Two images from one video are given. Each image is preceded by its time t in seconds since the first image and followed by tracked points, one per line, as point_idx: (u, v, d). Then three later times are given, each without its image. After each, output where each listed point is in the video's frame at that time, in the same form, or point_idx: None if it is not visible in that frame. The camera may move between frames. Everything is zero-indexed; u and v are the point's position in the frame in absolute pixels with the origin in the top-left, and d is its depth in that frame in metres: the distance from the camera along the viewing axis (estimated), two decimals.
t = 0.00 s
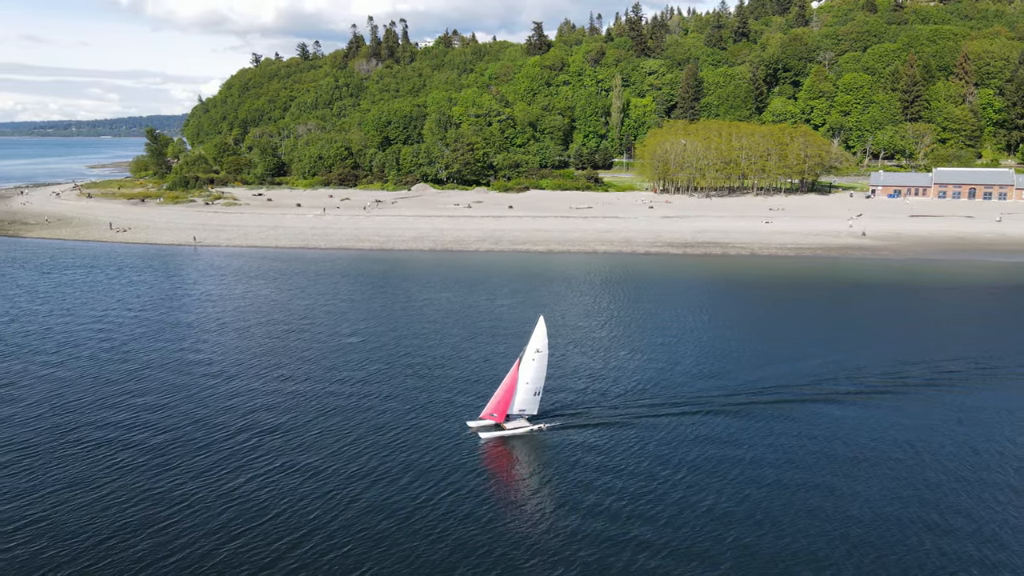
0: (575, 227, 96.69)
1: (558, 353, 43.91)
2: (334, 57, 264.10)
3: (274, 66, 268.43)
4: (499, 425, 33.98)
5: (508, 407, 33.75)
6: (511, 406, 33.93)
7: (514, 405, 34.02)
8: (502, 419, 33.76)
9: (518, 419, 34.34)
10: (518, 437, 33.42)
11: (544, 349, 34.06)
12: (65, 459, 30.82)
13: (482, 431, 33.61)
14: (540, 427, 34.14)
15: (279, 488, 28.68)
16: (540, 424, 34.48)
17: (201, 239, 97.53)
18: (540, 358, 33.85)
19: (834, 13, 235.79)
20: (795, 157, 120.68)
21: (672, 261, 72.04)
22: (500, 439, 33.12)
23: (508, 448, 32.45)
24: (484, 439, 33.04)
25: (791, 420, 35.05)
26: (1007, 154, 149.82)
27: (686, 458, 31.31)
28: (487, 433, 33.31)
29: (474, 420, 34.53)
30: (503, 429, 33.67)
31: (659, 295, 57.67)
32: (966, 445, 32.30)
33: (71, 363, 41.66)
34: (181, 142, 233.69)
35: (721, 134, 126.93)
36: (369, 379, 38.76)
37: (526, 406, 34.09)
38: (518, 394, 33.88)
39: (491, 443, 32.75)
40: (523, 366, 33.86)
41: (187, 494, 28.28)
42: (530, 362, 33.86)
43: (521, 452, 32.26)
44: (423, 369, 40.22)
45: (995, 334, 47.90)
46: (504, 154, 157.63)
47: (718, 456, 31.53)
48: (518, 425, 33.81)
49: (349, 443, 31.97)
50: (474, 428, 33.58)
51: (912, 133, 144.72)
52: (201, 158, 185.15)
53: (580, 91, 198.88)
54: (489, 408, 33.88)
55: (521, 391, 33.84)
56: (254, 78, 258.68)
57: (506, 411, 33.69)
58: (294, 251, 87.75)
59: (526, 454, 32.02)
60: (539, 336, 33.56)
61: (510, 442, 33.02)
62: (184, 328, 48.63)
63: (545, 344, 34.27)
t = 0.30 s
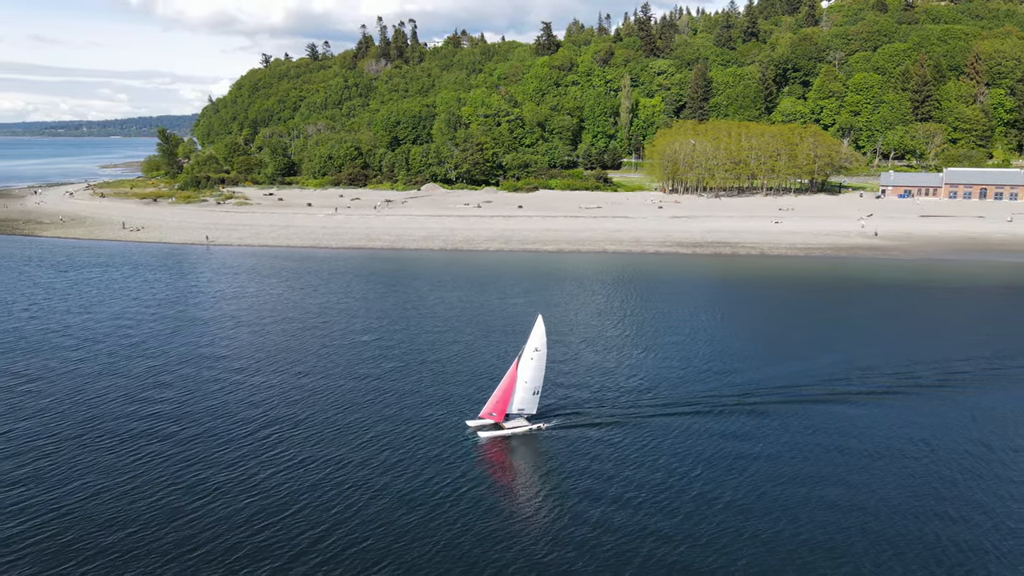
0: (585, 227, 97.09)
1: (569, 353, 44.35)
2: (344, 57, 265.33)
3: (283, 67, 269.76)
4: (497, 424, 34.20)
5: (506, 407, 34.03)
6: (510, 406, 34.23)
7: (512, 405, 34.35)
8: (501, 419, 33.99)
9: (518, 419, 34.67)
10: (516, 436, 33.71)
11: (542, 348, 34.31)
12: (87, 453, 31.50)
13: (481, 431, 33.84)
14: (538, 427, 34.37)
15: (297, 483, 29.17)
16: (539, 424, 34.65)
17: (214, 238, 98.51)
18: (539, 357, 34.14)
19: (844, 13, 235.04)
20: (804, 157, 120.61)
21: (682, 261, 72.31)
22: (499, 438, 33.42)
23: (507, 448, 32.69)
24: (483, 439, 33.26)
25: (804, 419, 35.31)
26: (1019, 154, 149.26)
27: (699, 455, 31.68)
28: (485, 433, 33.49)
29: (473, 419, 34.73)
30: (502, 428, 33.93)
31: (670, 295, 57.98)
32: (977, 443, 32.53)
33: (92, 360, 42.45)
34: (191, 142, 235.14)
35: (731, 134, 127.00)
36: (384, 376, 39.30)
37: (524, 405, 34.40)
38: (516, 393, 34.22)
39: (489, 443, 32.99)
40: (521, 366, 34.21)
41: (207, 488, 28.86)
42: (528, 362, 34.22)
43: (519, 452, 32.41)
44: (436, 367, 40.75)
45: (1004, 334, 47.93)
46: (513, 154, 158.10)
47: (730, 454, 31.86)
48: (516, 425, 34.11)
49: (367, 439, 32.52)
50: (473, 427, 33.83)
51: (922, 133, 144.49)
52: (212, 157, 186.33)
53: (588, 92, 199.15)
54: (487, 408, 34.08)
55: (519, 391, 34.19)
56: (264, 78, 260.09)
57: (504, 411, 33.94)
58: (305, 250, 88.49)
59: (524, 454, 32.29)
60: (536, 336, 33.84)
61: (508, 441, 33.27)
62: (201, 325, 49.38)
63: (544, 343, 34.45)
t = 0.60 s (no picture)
0: (594, 227, 97.37)
1: (581, 353, 44.67)
2: (354, 58, 266.41)
3: (293, 67, 271.02)
4: (496, 424, 34.47)
5: (506, 406, 34.29)
6: (509, 405, 34.49)
7: (512, 404, 34.64)
8: (500, 418, 34.23)
9: (518, 418, 34.96)
10: (516, 436, 33.93)
11: (541, 348, 34.67)
12: (110, 448, 32.12)
13: (480, 429, 34.05)
14: (538, 427, 34.59)
15: (317, 479, 29.64)
16: (538, 423, 34.91)
17: (226, 237, 99.28)
18: (538, 357, 34.46)
19: (855, 13, 234.28)
20: (815, 157, 120.47)
21: (692, 261, 72.49)
22: (497, 437, 33.60)
23: (506, 447, 32.92)
24: (483, 438, 33.46)
25: (817, 418, 35.49)
26: None
27: (712, 454, 31.93)
28: (485, 432, 33.67)
29: (473, 418, 34.99)
30: (501, 428, 34.17)
31: (680, 295, 58.18)
32: (991, 442, 32.69)
33: (112, 357, 43.07)
34: (202, 142, 236.54)
35: (741, 134, 126.96)
36: (397, 375, 39.73)
37: (524, 405, 34.71)
38: (515, 393, 34.51)
39: (489, 442, 33.19)
40: (521, 365, 34.47)
41: (227, 482, 29.41)
42: (528, 361, 34.48)
43: (520, 451, 32.59)
44: (449, 366, 41.16)
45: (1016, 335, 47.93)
46: (522, 154, 158.46)
47: (743, 452, 32.12)
48: (516, 424, 34.37)
49: (385, 436, 32.96)
50: (473, 426, 34.05)
51: (933, 134, 144.14)
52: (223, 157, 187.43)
53: (598, 92, 199.24)
54: (487, 407, 34.31)
55: (519, 390, 34.47)
56: (274, 79, 261.39)
57: (503, 410, 34.18)
58: (316, 250, 89.12)
59: (523, 453, 32.54)
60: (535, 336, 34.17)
61: (507, 441, 33.47)
62: (217, 324, 49.95)
63: (542, 343, 34.84)
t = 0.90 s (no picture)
0: (604, 227, 97.65)
1: (593, 352, 45.04)
2: (364, 58, 267.55)
3: (303, 68, 272.25)
4: (496, 424, 34.71)
5: (506, 406, 34.60)
6: (509, 405, 34.80)
7: (512, 404, 34.94)
8: (500, 419, 34.51)
9: (517, 418, 35.25)
10: (516, 436, 34.12)
11: (540, 348, 35.07)
12: (134, 443, 32.78)
13: (480, 430, 34.28)
14: (538, 427, 34.83)
15: (337, 474, 30.18)
16: (538, 424, 35.16)
17: (239, 237, 100.12)
18: (538, 357, 34.83)
19: (865, 13, 233.53)
20: (825, 158, 120.43)
21: (702, 261, 72.74)
22: (497, 437, 33.82)
23: (504, 447, 33.08)
24: (483, 438, 33.67)
25: (829, 418, 35.73)
26: None
27: (724, 452, 32.22)
28: (484, 432, 33.89)
29: (472, 418, 35.27)
30: (501, 428, 34.40)
31: (690, 295, 58.42)
32: (1003, 441, 32.96)
33: (129, 355, 43.66)
34: (213, 142, 237.99)
35: (750, 135, 126.94)
36: (411, 373, 40.20)
37: (523, 405, 35.03)
38: (515, 393, 34.82)
39: (488, 442, 33.39)
40: (521, 365, 34.83)
41: (248, 477, 29.98)
42: (528, 361, 34.84)
43: (519, 451, 32.78)
44: (462, 365, 41.66)
45: None
46: (532, 155, 158.87)
47: (755, 450, 32.41)
48: (516, 424, 34.61)
49: (402, 434, 33.44)
50: (473, 427, 34.30)
51: (944, 134, 143.69)
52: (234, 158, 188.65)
53: (607, 92, 199.29)
54: (486, 407, 34.61)
55: (519, 391, 34.81)
56: (284, 80, 262.68)
57: (503, 411, 34.48)
58: (328, 249, 89.77)
59: (523, 453, 32.71)
60: (535, 336, 34.61)
61: (506, 441, 33.64)
62: (233, 322, 50.59)
63: (541, 344, 35.26)
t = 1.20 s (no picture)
0: (614, 228, 97.97)
1: (604, 352, 45.37)
2: (373, 59, 268.45)
3: (314, 69, 273.50)
4: (497, 424, 34.93)
5: (506, 406, 34.83)
6: (509, 405, 35.03)
7: (512, 404, 35.17)
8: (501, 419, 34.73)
9: (517, 418, 35.46)
10: (516, 436, 34.30)
11: (540, 348, 35.08)
12: (157, 437, 33.42)
13: (481, 430, 34.51)
14: (539, 427, 35.04)
15: (356, 470, 30.66)
16: (539, 424, 35.35)
17: (252, 236, 100.94)
18: (537, 357, 34.85)
19: (876, 13, 232.68)
20: (835, 159, 120.37)
21: (712, 261, 72.97)
22: (498, 437, 34.01)
23: (505, 447, 33.28)
24: (483, 438, 33.89)
25: (841, 416, 35.94)
26: None
27: (737, 450, 32.47)
28: (485, 432, 34.13)
29: (473, 418, 35.52)
30: (502, 428, 34.60)
31: (700, 295, 58.62)
32: (1015, 438, 33.12)
33: (147, 352, 44.32)
34: (223, 143, 239.51)
35: (760, 135, 126.87)
36: (423, 371, 40.64)
37: (524, 405, 35.26)
38: (515, 394, 35.04)
39: (489, 441, 33.61)
40: (521, 365, 34.98)
41: (269, 471, 30.52)
42: (528, 361, 34.94)
43: (520, 451, 32.98)
44: (474, 364, 42.08)
45: None
46: (541, 155, 159.34)
47: (766, 448, 32.65)
48: (516, 424, 34.79)
49: (419, 431, 33.91)
50: (473, 426, 34.54)
51: (955, 135, 143.18)
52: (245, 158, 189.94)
53: (616, 93, 199.38)
54: (487, 407, 34.86)
55: (519, 391, 35.02)
56: (294, 81, 264.01)
57: (504, 411, 34.70)
58: (339, 249, 90.45)
59: (524, 453, 32.87)
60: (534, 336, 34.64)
61: (506, 441, 33.87)
62: (247, 320, 51.18)
63: (541, 344, 35.28)
